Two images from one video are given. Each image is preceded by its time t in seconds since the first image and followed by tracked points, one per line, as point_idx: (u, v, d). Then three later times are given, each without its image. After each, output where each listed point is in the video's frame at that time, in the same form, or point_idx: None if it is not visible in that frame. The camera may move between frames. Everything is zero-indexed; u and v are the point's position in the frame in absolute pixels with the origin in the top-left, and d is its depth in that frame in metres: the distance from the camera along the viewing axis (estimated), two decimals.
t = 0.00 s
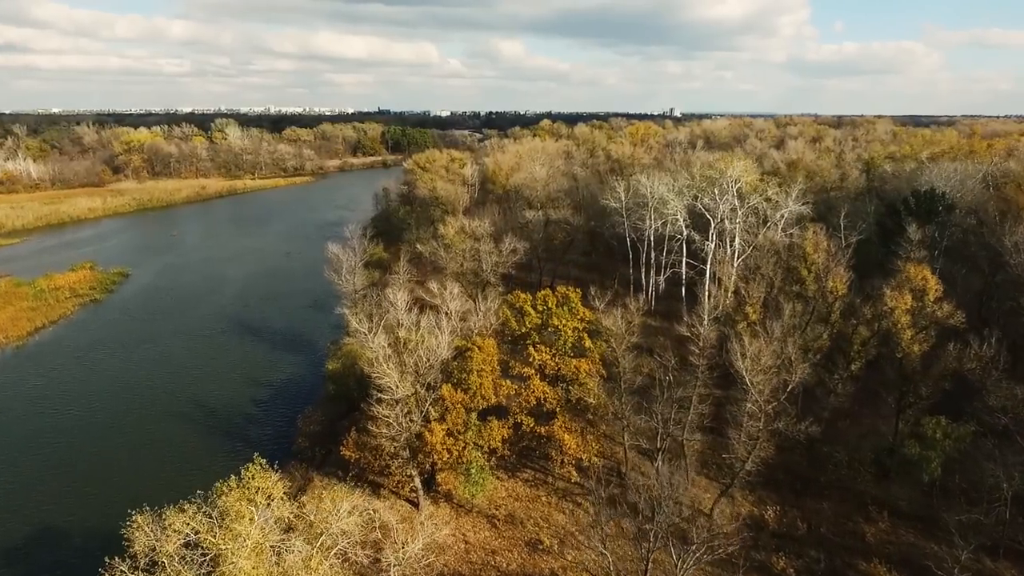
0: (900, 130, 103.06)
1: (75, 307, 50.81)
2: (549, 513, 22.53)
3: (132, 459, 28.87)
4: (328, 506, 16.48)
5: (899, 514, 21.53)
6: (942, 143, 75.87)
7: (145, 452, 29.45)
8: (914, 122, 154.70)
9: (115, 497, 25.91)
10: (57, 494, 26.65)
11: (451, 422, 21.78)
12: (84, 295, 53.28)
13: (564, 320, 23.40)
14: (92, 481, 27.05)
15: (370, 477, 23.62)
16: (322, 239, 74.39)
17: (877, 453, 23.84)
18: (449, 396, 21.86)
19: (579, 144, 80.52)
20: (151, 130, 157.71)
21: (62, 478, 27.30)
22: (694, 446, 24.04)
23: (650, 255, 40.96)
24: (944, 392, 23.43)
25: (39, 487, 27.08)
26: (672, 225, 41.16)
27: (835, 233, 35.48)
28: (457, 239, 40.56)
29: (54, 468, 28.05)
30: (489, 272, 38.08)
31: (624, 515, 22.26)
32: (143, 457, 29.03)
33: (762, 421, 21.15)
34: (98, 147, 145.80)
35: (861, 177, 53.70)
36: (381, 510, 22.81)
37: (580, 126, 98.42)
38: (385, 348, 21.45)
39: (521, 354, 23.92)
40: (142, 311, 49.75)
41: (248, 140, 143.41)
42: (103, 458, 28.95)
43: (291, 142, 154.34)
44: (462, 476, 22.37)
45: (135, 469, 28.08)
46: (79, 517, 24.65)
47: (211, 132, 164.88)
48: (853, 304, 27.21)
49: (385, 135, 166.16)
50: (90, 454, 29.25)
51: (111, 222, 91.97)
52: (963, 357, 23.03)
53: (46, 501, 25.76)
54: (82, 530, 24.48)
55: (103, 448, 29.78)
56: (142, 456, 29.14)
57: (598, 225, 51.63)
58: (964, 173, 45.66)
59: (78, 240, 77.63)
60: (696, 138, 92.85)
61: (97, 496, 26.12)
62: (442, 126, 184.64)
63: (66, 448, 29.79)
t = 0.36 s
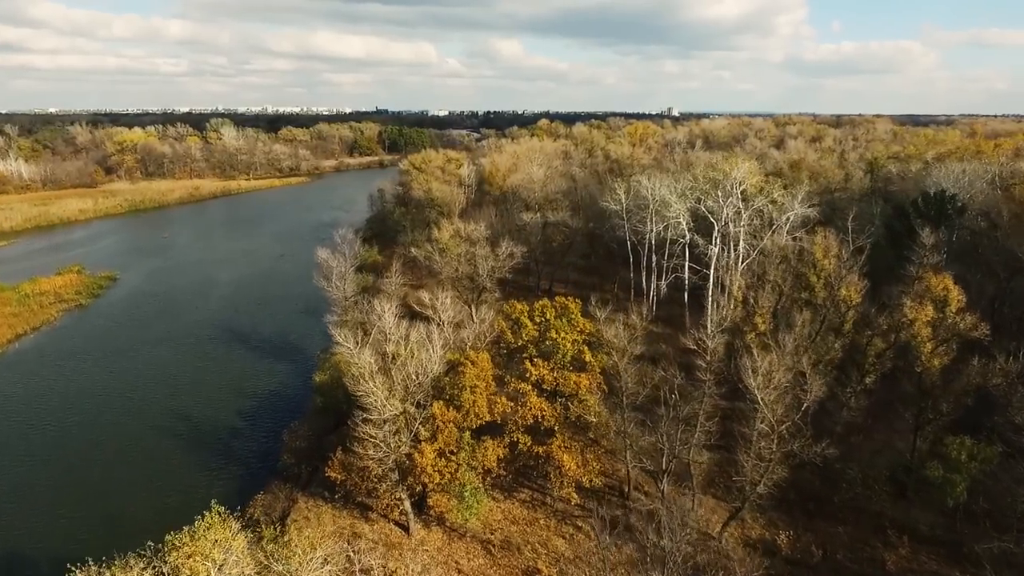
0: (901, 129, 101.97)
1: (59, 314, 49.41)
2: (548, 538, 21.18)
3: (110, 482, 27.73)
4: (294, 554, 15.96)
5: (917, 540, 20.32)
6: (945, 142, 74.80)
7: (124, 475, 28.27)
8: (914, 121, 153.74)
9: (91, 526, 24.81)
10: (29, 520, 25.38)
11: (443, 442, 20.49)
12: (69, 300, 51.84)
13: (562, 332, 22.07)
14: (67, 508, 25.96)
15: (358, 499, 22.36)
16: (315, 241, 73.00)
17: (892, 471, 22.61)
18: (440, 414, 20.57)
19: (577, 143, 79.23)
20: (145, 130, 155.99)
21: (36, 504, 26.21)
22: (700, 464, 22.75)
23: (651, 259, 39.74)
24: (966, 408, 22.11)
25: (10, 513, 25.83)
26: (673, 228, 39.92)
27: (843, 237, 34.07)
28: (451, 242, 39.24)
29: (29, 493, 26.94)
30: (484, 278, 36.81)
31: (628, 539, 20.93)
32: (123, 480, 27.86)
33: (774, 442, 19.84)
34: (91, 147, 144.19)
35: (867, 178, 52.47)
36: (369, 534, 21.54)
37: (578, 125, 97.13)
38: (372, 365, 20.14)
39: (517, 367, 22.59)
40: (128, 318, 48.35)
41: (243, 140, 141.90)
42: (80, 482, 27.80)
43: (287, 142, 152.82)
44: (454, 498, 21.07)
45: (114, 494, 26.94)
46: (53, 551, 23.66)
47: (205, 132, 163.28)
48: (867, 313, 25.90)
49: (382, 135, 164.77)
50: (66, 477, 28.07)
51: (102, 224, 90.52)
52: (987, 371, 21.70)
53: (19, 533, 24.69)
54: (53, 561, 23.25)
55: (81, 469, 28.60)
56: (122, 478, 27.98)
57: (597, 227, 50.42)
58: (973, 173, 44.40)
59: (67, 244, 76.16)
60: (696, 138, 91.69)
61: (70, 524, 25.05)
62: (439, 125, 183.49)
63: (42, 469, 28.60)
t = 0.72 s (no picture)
0: (903, 130, 101.10)
1: (45, 319, 48.08)
2: (547, 561, 19.99)
3: (89, 498, 26.49)
4: None
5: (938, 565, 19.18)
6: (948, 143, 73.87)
7: (103, 490, 27.00)
8: (915, 121, 152.85)
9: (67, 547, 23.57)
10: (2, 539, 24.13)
11: (435, 462, 19.30)
12: (56, 304, 50.52)
13: (562, 343, 20.89)
14: (42, 527, 24.71)
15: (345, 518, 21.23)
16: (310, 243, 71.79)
17: (910, 488, 21.45)
18: (432, 432, 19.40)
19: (576, 144, 78.18)
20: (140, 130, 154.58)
21: (10, 522, 24.97)
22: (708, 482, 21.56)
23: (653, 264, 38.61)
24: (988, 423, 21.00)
25: None
26: (676, 231, 38.78)
27: (852, 242, 33.00)
28: (447, 246, 38.09)
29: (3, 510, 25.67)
30: (481, 283, 35.58)
31: (632, 563, 19.72)
32: (103, 495, 26.64)
33: (788, 461, 18.66)
34: (85, 148, 142.76)
35: (871, 179, 51.46)
36: (358, 558, 20.36)
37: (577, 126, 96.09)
38: (360, 379, 18.96)
39: (514, 380, 21.42)
40: (115, 322, 47.09)
41: (240, 140, 140.61)
42: (57, 497, 26.53)
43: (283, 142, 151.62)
44: (448, 520, 19.88)
45: (92, 510, 25.68)
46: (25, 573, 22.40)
47: (202, 132, 162.03)
48: (881, 322, 24.77)
49: (380, 135, 163.56)
50: (43, 492, 26.82)
51: (94, 226, 89.23)
52: (1010, 385, 20.57)
53: None
54: None
55: (60, 484, 27.35)
56: (102, 493, 26.75)
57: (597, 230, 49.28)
58: (982, 174, 43.39)
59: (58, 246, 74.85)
60: (696, 138, 90.70)
61: (45, 545, 23.80)
62: (437, 126, 182.42)
63: (18, 484, 27.33)
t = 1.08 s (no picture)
0: (905, 129, 100.11)
1: (30, 324, 46.69)
2: None
3: (66, 516, 25.16)
4: None
5: None
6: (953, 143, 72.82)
7: (80, 507, 25.66)
8: (915, 121, 151.90)
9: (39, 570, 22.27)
10: None
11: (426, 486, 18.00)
12: (42, 309, 49.10)
13: (563, 358, 19.64)
14: (14, 549, 23.38)
15: (331, 543, 19.94)
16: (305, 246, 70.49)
17: (929, 509, 20.22)
18: (423, 454, 18.13)
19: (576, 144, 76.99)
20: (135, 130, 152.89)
21: None
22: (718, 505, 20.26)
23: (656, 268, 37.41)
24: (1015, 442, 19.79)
25: None
26: (679, 234, 37.57)
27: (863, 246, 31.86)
28: (443, 250, 36.83)
29: None
30: (478, 288, 34.27)
31: None
32: (80, 513, 25.31)
33: (806, 485, 17.37)
34: (80, 148, 141.14)
35: (878, 180, 50.32)
36: None
37: (576, 125, 94.94)
38: (347, 398, 17.69)
39: (512, 397, 20.17)
40: (102, 328, 45.75)
41: (236, 140, 139.20)
42: (32, 516, 25.19)
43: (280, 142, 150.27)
44: (441, 548, 18.57)
45: (67, 530, 24.36)
46: None
47: (198, 132, 160.54)
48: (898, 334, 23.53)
49: (377, 135, 162.29)
50: (17, 510, 25.48)
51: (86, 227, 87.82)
52: None
53: None
54: None
55: (35, 501, 26.03)
56: (79, 511, 25.44)
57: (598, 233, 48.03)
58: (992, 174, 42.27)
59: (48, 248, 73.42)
60: (697, 138, 89.60)
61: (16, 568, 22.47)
62: (435, 125, 181.20)
63: None
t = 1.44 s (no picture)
0: (909, 129, 98.99)
1: (13, 331, 45.19)
2: None
3: (38, 538, 23.79)
4: None
5: None
6: (959, 144, 71.66)
7: (54, 528, 24.30)
8: (915, 121, 150.97)
9: None
10: None
11: (417, 516, 16.61)
12: (26, 315, 47.62)
13: (565, 376, 18.38)
14: None
15: (313, 574, 18.43)
16: (299, 248, 69.12)
17: (952, 532, 19.04)
18: (415, 479, 16.82)
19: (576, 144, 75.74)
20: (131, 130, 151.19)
21: None
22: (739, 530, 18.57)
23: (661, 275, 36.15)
24: None
25: None
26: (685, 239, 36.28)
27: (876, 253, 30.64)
28: (440, 254, 35.50)
29: None
30: (475, 295, 32.95)
31: None
32: (53, 535, 23.95)
33: (833, 514, 15.93)
34: (74, 148, 139.45)
35: (885, 182, 49.13)
36: None
37: (575, 125, 93.66)
38: (332, 421, 16.39)
39: (511, 416, 18.89)
40: (87, 334, 44.32)
41: (232, 140, 137.67)
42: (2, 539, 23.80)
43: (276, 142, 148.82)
44: None
45: (38, 553, 22.99)
46: None
47: (194, 132, 158.92)
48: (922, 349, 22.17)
49: (375, 135, 160.90)
50: None
51: (78, 229, 86.33)
52: None
53: None
54: None
55: (7, 522, 24.64)
56: (53, 532, 24.09)
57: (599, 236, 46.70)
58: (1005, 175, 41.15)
59: (37, 250, 71.92)
60: (697, 138, 88.39)
61: None
62: (433, 125, 179.85)
63: None
